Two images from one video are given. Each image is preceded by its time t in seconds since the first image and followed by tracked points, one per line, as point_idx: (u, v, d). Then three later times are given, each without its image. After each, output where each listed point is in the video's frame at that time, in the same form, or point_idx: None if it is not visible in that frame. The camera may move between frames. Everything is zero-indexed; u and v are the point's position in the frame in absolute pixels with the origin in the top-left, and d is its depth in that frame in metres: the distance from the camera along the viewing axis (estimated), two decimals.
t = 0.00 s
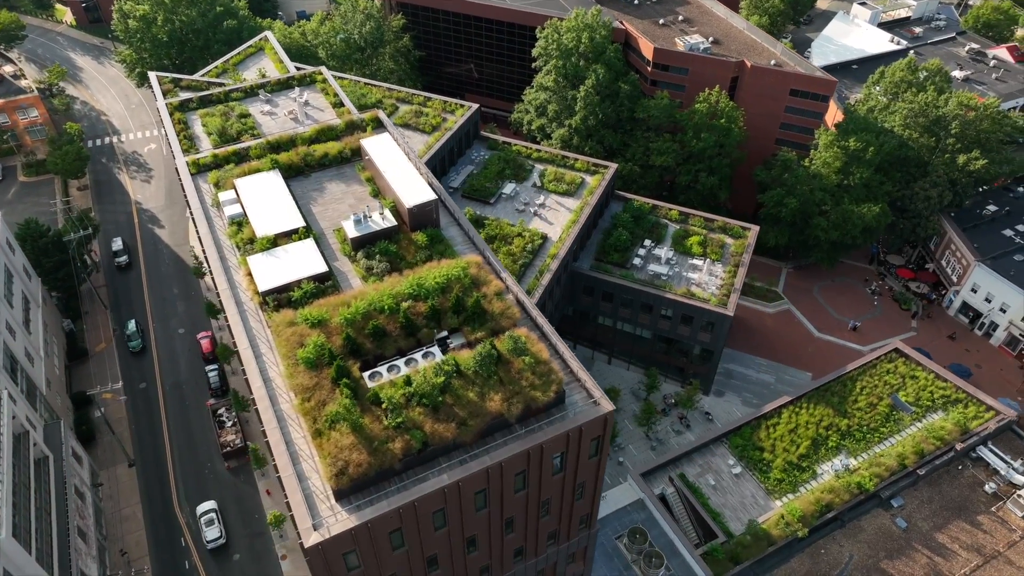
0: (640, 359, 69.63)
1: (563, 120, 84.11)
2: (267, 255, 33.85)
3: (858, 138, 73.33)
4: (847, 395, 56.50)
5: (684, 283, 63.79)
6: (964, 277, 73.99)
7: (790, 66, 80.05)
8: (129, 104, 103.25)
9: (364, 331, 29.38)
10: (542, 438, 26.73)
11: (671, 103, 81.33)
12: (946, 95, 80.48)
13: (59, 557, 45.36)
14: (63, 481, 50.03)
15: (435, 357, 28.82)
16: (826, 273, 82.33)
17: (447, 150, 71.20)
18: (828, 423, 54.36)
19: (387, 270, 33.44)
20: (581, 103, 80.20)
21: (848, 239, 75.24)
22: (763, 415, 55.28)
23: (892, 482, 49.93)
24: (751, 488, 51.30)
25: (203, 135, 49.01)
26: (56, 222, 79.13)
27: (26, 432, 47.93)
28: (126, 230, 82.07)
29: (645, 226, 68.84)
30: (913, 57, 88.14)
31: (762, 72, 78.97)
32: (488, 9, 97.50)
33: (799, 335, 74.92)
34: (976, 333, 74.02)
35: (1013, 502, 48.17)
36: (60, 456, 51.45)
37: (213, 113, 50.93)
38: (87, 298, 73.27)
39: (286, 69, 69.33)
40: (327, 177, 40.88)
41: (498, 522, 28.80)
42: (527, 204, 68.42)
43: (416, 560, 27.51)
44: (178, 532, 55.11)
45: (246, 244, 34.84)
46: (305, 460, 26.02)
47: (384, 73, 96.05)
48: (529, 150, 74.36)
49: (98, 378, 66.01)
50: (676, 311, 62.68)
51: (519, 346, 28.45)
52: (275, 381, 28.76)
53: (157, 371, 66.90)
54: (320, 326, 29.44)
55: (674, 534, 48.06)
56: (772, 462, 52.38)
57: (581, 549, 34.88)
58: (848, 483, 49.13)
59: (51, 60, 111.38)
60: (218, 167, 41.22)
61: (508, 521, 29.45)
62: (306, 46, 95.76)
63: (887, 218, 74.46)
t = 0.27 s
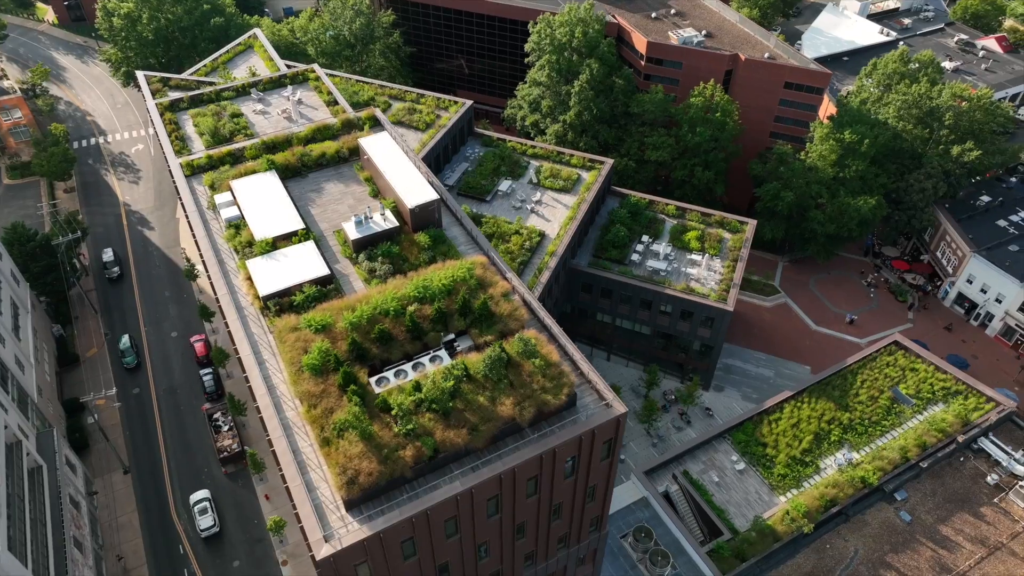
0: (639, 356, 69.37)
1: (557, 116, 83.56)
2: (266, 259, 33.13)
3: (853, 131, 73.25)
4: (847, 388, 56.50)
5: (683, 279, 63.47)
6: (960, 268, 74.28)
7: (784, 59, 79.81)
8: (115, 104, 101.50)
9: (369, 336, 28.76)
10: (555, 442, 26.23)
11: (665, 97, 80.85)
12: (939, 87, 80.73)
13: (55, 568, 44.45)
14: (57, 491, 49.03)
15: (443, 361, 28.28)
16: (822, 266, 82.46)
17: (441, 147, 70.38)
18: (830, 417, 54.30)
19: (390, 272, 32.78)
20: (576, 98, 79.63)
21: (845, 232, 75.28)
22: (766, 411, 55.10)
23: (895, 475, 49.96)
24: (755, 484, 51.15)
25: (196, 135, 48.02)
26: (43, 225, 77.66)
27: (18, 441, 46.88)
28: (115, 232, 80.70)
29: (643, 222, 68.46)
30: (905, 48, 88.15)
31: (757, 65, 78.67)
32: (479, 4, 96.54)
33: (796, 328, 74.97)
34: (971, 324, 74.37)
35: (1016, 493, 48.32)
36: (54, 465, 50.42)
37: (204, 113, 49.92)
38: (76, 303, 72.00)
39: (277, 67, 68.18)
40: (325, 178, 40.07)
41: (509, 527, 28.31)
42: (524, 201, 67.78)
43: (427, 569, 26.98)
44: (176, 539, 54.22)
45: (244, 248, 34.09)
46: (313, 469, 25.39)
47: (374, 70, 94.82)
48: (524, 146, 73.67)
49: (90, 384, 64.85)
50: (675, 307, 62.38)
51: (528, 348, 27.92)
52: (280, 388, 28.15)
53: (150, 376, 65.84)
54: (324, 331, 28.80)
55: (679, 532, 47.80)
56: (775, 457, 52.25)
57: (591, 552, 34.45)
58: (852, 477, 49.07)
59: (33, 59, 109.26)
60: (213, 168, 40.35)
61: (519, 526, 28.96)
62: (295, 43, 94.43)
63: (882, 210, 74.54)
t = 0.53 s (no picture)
0: (639, 352, 69.09)
1: (551, 111, 82.91)
2: (266, 263, 32.39)
3: (848, 124, 73.18)
4: (848, 382, 56.50)
5: (682, 275, 63.13)
6: (955, 260, 74.56)
7: (778, 52, 79.53)
8: (100, 104, 99.74)
9: (376, 340, 28.15)
10: (569, 446, 25.73)
11: (660, 92, 80.34)
12: (933, 78, 80.79)
13: None
14: (52, 501, 48.06)
15: (452, 365, 27.72)
16: (818, 259, 82.51)
17: (436, 145, 69.58)
18: (832, 412, 54.26)
19: (393, 274, 32.13)
20: (570, 94, 78.97)
21: (841, 225, 75.31)
22: (768, 406, 54.95)
23: (898, 469, 49.98)
24: (759, 480, 51.00)
25: (188, 136, 47.02)
26: (30, 229, 76.15)
27: (11, 452, 45.85)
28: (104, 235, 79.34)
29: (640, 217, 68.07)
30: (898, 40, 88.11)
31: (751, 58, 78.34)
32: None
33: (794, 322, 74.99)
34: (967, 315, 74.72)
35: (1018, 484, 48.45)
36: (48, 475, 49.43)
37: (196, 113, 48.88)
38: (66, 308, 70.72)
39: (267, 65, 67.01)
40: (323, 178, 39.28)
41: (522, 533, 27.84)
42: (520, 198, 67.12)
43: None
44: (174, 547, 53.36)
45: (243, 252, 33.32)
46: (322, 479, 24.77)
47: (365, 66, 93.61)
48: (519, 143, 72.97)
49: (82, 391, 63.71)
50: (675, 303, 62.05)
51: (539, 351, 27.39)
52: (285, 395, 27.51)
53: (143, 381, 64.77)
54: (329, 337, 28.15)
55: (685, 530, 47.56)
56: (779, 453, 52.13)
57: (601, 555, 34.10)
58: (856, 472, 49.03)
59: (15, 59, 107.15)
60: (207, 170, 39.46)
61: (531, 531, 28.50)
62: (284, 41, 93.06)
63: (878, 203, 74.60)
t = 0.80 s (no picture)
0: (638, 349, 68.83)
1: (545, 107, 82.32)
2: (267, 267, 31.68)
3: (844, 116, 73.15)
4: (849, 376, 56.55)
5: (681, 271, 62.84)
6: (951, 251, 74.85)
7: (772, 44, 79.27)
8: (86, 104, 98.00)
9: (383, 346, 27.57)
10: (583, 451, 25.27)
11: (654, 86, 79.87)
12: (926, 69, 81.05)
13: None
14: (47, 511, 47.11)
15: (461, 370, 27.15)
16: (814, 253, 82.59)
17: (431, 142, 68.79)
18: (834, 406, 54.25)
19: (398, 277, 31.51)
20: (564, 89, 78.47)
21: (837, 218, 75.34)
22: (770, 402, 54.83)
23: (902, 462, 50.02)
24: (763, 476, 50.88)
25: (180, 137, 46.06)
26: (17, 233, 74.68)
27: (4, 462, 44.85)
28: (93, 238, 78.01)
29: (638, 213, 67.69)
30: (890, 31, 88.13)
31: (745, 51, 78.03)
32: None
33: (792, 316, 75.01)
34: (963, 306, 75.07)
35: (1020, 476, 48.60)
36: (42, 484, 48.44)
37: (188, 113, 47.90)
38: (56, 313, 69.44)
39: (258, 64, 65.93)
40: (322, 179, 38.52)
41: (535, 539, 27.38)
42: (517, 196, 66.50)
43: None
44: (172, 555, 52.51)
45: (242, 256, 32.58)
46: (332, 489, 24.18)
47: (356, 64, 92.45)
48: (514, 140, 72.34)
49: (74, 398, 62.57)
50: (675, 299, 61.75)
51: (550, 354, 26.89)
52: (292, 404, 26.89)
53: (137, 386, 63.71)
54: (335, 343, 27.52)
55: (690, 528, 47.41)
56: (782, 448, 52.03)
57: (612, 557, 33.75)
58: (860, 466, 49.01)
59: None
60: (203, 172, 38.62)
61: (544, 537, 28.04)
62: (273, 38, 91.67)
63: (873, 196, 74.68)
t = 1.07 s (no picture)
0: (638, 345, 68.53)
1: (539, 103, 81.62)
2: (268, 271, 30.95)
3: (839, 109, 73.10)
4: (850, 369, 56.56)
5: (681, 266, 62.52)
6: (946, 243, 75.10)
7: (766, 37, 78.94)
8: (71, 105, 96.23)
9: (391, 351, 26.96)
10: (599, 456, 24.81)
11: (649, 81, 79.36)
12: (919, 61, 81.34)
13: None
14: (43, 522, 46.14)
15: (472, 374, 26.58)
16: (810, 246, 82.65)
17: (425, 140, 67.98)
18: (836, 400, 54.19)
19: (403, 280, 30.89)
20: (559, 84, 77.77)
21: (833, 211, 75.33)
22: (772, 397, 54.70)
23: (905, 456, 50.04)
24: (767, 472, 50.73)
25: (173, 139, 45.09)
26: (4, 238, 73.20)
27: None
28: (82, 242, 76.65)
29: (635, 209, 67.28)
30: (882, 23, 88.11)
31: (739, 44, 77.63)
32: None
33: (790, 310, 75.02)
34: (959, 298, 75.40)
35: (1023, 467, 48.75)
36: (37, 495, 47.45)
37: (179, 114, 46.89)
38: (46, 319, 68.13)
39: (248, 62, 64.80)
40: (320, 181, 37.74)
41: (549, 545, 26.93)
42: (514, 193, 65.85)
43: None
44: (172, 563, 51.67)
45: (242, 260, 31.83)
46: (344, 500, 23.58)
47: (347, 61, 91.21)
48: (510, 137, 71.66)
49: (67, 405, 61.40)
50: (675, 295, 61.43)
51: (562, 357, 26.39)
52: (299, 412, 26.28)
53: (131, 392, 62.63)
54: (342, 349, 26.89)
55: (696, 526, 47.19)
56: (785, 444, 51.90)
57: (623, 560, 33.40)
58: (863, 460, 48.98)
59: None
60: (198, 175, 37.76)
61: (558, 542, 27.59)
62: (261, 36, 90.25)
63: (869, 188, 74.72)
